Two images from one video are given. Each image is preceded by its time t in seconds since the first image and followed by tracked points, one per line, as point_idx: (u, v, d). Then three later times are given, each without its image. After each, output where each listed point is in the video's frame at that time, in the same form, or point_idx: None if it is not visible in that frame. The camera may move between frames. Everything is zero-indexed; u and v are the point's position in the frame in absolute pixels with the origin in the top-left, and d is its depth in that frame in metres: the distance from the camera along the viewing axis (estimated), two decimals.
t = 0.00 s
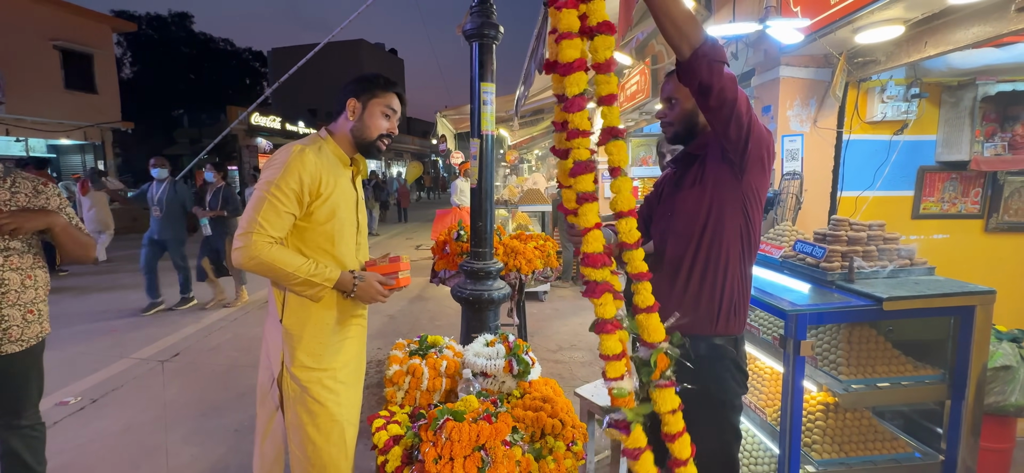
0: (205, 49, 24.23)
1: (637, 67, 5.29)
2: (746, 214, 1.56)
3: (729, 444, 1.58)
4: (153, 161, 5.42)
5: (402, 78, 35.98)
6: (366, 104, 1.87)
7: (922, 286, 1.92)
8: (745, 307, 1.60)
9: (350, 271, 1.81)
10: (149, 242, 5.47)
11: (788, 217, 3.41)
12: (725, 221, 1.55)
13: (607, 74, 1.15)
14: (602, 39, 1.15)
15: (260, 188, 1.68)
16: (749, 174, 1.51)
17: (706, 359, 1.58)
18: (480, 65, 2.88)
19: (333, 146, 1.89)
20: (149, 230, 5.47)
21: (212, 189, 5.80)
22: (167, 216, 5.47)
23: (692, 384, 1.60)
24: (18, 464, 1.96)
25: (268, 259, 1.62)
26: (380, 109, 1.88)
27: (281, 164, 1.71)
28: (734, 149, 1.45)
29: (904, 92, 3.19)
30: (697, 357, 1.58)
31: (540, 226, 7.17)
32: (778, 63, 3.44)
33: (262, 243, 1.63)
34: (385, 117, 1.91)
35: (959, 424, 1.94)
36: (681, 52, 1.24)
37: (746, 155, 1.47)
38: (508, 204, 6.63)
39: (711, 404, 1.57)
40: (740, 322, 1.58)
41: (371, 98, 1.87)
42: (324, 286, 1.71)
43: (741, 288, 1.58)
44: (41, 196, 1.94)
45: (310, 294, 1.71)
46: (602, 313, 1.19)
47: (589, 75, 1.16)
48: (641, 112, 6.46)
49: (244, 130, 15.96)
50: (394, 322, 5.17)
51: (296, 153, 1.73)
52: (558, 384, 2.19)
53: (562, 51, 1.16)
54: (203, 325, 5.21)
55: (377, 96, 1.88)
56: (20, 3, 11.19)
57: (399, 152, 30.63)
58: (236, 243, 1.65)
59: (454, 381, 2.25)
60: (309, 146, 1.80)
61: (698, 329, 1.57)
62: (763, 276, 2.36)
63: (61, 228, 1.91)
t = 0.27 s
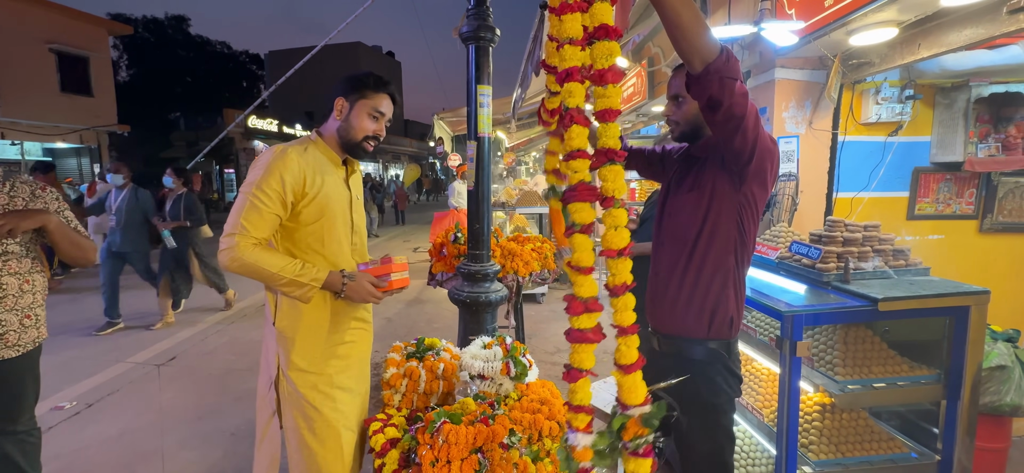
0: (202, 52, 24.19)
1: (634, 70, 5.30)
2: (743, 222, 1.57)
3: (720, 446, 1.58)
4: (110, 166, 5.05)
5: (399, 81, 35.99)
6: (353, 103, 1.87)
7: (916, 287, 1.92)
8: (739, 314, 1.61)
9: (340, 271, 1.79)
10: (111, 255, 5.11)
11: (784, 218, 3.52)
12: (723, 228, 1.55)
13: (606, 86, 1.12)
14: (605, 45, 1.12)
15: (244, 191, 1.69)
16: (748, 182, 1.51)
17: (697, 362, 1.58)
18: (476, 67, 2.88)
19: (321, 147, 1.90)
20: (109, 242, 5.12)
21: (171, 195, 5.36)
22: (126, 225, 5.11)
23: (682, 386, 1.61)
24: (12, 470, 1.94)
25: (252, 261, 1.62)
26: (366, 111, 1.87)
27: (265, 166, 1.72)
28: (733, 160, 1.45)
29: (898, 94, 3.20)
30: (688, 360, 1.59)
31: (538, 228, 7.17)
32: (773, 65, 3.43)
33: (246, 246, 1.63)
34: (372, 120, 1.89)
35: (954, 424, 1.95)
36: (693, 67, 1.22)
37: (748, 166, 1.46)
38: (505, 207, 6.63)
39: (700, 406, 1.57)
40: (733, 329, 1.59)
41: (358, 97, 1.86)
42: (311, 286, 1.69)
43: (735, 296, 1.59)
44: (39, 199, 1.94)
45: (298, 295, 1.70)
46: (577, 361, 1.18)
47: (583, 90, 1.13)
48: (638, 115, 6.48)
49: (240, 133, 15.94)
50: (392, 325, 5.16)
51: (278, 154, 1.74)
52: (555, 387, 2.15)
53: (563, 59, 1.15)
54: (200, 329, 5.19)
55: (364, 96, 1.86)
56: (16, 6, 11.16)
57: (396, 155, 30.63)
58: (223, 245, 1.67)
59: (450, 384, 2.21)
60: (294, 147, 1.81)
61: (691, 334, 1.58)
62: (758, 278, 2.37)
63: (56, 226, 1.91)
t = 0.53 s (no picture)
0: (200, 55, 24.19)
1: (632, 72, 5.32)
2: (729, 232, 1.57)
3: (711, 446, 1.57)
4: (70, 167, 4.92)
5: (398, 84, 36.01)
6: (343, 102, 1.87)
7: (912, 288, 1.93)
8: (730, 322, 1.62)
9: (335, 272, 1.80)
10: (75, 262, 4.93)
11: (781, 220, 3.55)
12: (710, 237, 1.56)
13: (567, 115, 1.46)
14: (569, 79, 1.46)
15: (238, 195, 1.69)
16: (735, 194, 1.52)
17: (687, 362, 1.58)
18: (474, 70, 2.89)
19: (315, 149, 1.90)
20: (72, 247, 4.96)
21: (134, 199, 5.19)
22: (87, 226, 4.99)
23: (672, 385, 1.61)
24: None
25: (245, 265, 1.62)
26: (355, 109, 1.88)
27: (256, 170, 1.73)
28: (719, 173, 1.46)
29: (894, 96, 3.22)
30: (678, 361, 1.59)
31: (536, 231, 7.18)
32: (769, 68, 3.46)
33: (239, 249, 1.63)
34: (361, 117, 1.90)
35: (952, 425, 1.95)
36: (676, 87, 1.27)
37: (735, 178, 1.47)
38: (504, 209, 6.64)
39: (690, 406, 1.57)
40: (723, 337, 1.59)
41: (347, 95, 1.87)
42: (306, 288, 1.69)
43: (724, 305, 1.58)
44: (38, 204, 1.94)
45: (293, 297, 1.70)
46: (516, 346, 1.59)
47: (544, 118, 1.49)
48: (636, 117, 6.50)
49: (239, 136, 15.93)
50: (390, 328, 5.16)
51: (270, 158, 1.75)
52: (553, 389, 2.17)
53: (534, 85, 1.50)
54: (198, 332, 5.18)
55: (352, 94, 1.87)
56: (14, 9, 11.15)
57: (395, 158, 30.64)
58: (218, 250, 1.67)
59: (448, 387, 2.22)
60: (287, 150, 1.82)
61: (679, 341, 1.59)
62: (755, 279, 2.38)
63: (55, 228, 1.91)
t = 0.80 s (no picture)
0: (200, 58, 24.24)
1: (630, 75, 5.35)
2: (716, 234, 1.58)
3: (706, 445, 1.58)
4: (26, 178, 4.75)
5: (398, 87, 36.07)
6: (338, 104, 1.88)
7: (910, 289, 1.95)
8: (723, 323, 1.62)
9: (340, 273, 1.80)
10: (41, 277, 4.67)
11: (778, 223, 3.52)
12: (697, 239, 1.57)
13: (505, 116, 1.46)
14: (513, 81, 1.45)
15: (241, 200, 1.70)
16: (718, 196, 1.52)
17: (679, 362, 1.59)
18: (473, 74, 2.91)
19: (314, 152, 1.91)
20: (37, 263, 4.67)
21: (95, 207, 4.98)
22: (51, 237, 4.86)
23: (666, 383, 1.62)
24: None
25: (251, 269, 1.63)
26: (352, 109, 1.88)
27: (259, 175, 1.73)
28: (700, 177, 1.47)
29: (891, 98, 3.26)
30: (671, 361, 1.61)
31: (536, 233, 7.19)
32: (767, 70, 3.48)
33: (246, 253, 1.65)
34: (359, 117, 1.90)
35: (949, 426, 1.95)
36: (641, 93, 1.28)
37: (715, 181, 1.47)
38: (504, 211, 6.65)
39: (684, 405, 1.58)
40: (714, 339, 1.59)
41: (342, 97, 1.88)
42: (312, 290, 1.71)
43: (715, 307, 1.59)
44: (39, 208, 1.94)
45: (300, 300, 1.71)
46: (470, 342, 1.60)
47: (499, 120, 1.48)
48: (635, 119, 6.52)
49: (239, 140, 15.96)
50: (390, 330, 5.16)
51: (272, 163, 1.76)
52: (553, 391, 2.21)
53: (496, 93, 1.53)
54: (198, 336, 5.18)
55: (347, 95, 1.88)
56: (15, 14, 11.19)
57: (394, 161, 30.66)
58: (223, 254, 1.68)
59: (448, 389, 2.23)
60: (288, 154, 1.83)
61: (672, 344, 1.60)
62: (754, 281, 2.38)
63: (57, 230, 1.93)
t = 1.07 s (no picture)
0: (201, 61, 24.31)
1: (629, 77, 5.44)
2: (710, 235, 1.58)
3: (703, 446, 1.59)
4: None
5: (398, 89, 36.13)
6: (338, 107, 1.90)
7: (908, 290, 1.95)
8: (718, 324, 1.62)
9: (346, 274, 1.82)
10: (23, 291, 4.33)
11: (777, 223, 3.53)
12: (690, 240, 1.58)
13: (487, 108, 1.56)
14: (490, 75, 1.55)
15: (248, 202, 1.70)
16: (709, 197, 1.53)
17: (675, 362, 1.60)
18: (472, 77, 2.92)
19: (315, 155, 1.92)
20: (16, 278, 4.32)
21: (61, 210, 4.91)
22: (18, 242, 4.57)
23: (663, 385, 1.64)
24: None
25: (260, 270, 1.63)
26: (352, 113, 1.90)
27: (266, 177, 1.74)
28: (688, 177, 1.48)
29: (889, 100, 3.27)
30: (667, 361, 1.62)
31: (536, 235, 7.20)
32: (764, 72, 3.51)
33: (254, 255, 1.64)
34: (359, 120, 1.93)
35: (947, 427, 1.96)
36: (621, 91, 1.33)
37: (704, 181, 1.49)
38: (503, 213, 6.68)
39: (682, 405, 1.59)
40: (708, 338, 1.60)
41: (342, 100, 1.89)
42: (321, 290, 1.72)
43: (708, 306, 1.59)
44: (42, 211, 1.96)
45: (307, 300, 1.72)
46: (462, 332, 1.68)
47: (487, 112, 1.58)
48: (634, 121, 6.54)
49: (239, 142, 16.00)
50: (390, 332, 5.17)
51: (278, 166, 1.76)
52: (553, 393, 2.24)
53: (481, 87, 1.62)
54: (199, 338, 5.19)
55: (348, 98, 1.89)
56: (16, 18, 11.24)
57: (394, 162, 30.68)
58: (230, 256, 1.67)
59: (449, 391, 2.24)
60: (293, 157, 1.84)
61: (666, 343, 1.61)
62: (752, 282, 2.39)
63: (64, 237, 1.93)
